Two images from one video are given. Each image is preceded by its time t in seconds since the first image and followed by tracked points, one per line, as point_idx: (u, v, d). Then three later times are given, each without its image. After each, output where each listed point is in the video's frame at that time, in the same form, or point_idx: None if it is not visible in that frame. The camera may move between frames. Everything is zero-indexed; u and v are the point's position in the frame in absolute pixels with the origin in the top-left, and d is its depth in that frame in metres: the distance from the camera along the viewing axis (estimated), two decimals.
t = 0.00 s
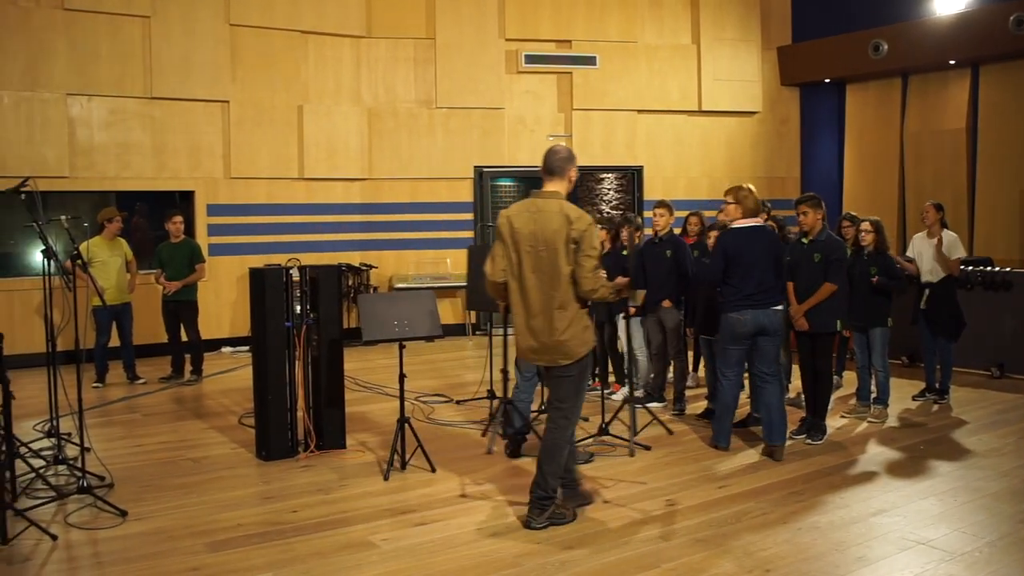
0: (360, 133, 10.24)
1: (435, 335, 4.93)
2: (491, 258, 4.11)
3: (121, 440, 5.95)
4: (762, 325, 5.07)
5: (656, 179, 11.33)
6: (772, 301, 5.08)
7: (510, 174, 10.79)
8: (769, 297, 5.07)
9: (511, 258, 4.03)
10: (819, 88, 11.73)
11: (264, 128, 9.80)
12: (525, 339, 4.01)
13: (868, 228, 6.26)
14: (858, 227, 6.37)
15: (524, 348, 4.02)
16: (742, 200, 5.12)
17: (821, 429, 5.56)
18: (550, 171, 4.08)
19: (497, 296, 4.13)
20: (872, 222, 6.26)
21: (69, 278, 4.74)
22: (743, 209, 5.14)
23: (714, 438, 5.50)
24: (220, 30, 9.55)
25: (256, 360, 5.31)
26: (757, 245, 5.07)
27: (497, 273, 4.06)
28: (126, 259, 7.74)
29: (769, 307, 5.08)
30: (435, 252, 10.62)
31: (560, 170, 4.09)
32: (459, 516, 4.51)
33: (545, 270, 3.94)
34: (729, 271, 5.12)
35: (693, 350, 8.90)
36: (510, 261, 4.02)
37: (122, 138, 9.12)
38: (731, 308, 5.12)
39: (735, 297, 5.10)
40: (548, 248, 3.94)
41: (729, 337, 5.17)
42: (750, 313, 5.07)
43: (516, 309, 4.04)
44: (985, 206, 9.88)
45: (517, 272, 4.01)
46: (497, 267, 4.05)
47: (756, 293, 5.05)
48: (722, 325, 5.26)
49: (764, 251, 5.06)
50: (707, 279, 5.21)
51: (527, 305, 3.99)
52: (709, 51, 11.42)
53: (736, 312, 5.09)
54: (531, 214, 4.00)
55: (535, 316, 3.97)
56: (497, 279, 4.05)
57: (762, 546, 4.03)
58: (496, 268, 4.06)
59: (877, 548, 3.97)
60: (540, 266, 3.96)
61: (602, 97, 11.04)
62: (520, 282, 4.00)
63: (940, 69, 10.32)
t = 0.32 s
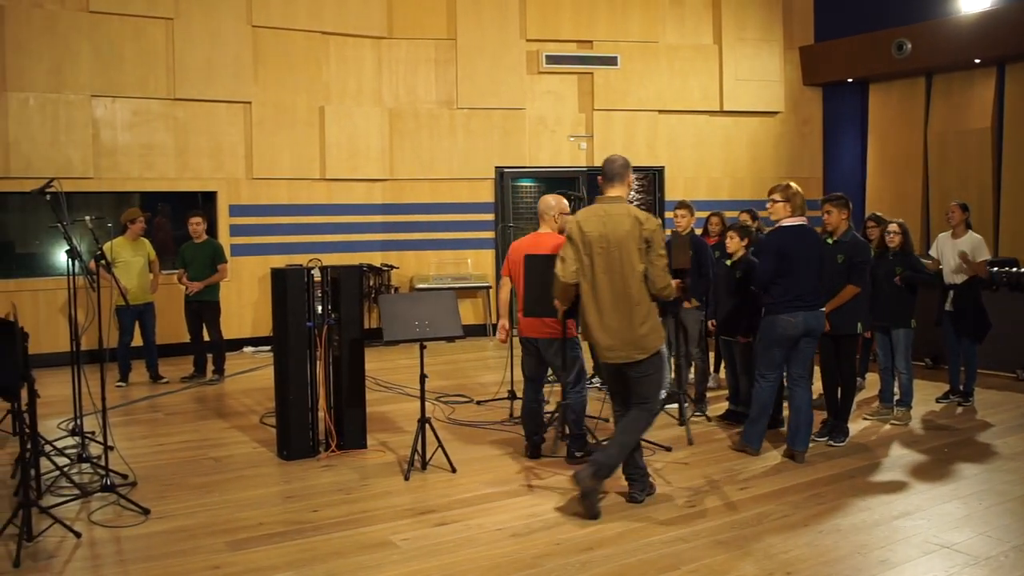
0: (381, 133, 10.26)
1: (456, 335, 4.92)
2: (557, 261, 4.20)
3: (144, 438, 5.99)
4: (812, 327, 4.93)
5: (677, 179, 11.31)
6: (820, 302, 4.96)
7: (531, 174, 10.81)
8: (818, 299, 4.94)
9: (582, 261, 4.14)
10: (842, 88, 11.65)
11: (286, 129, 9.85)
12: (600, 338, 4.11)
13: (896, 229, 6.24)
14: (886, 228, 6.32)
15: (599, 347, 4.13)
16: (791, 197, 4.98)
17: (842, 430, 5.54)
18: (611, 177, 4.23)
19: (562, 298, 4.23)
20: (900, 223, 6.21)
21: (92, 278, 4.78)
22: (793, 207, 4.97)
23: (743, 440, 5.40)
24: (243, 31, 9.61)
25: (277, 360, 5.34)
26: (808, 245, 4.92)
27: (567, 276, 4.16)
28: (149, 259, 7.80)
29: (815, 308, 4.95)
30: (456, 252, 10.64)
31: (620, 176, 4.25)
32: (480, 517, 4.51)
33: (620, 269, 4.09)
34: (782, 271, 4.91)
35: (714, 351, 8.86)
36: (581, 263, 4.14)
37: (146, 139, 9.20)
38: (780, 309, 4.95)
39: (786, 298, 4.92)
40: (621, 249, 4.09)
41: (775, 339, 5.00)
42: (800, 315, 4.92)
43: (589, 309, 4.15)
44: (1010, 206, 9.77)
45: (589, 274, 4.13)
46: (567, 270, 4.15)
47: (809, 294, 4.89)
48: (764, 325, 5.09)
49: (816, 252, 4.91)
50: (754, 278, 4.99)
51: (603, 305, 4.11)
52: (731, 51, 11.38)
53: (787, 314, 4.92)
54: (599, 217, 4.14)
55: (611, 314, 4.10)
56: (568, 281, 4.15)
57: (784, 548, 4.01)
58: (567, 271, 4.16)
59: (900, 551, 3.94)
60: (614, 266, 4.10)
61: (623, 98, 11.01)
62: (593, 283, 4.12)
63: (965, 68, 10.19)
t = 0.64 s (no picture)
0: (401, 133, 10.29)
1: (474, 335, 4.91)
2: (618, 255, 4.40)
3: (164, 436, 6.03)
4: (847, 327, 4.84)
5: (696, 178, 11.27)
6: (853, 301, 4.88)
7: (550, 174, 10.81)
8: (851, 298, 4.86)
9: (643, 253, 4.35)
10: (863, 87, 11.57)
11: (306, 128, 9.88)
12: (662, 326, 4.33)
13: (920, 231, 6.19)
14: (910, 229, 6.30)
15: (661, 335, 4.34)
16: (825, 195, 4.90)
17: (863, 430, 5.48)
18: (665, 175, 4.48)
19: (621, 290, 4.43)
20: (926, 224, 6.20)
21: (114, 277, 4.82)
22: (827, 204, 4.90)
23: (813, 447, 5.02)
24: (263, 31, 9.65)
25: (296, 358, 5.36)
26: (844, 243, 4.83)
27: (629, 268, 4.36)
28: (170, 258, 7.85)
29: (849, 308, 4.86)
30: (475, 252, 10.64)
31: (671, 175, 4.50)
32: (498, 516, 4.52)
33: (681, 260, 4.34)
34: (818, 269, 4.80)
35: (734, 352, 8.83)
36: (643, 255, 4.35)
37: (167, 139, 9.26)
38: (816, 308, 4.81)
39: (823, 296, 4.79)
40: (682, 241, 4.35)
41: (811, 339, 4.84)
42: (836, 314, 4.81)
43: (650, 299, 4.37)
44: None
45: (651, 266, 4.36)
46: (629, 262, 4.35)
47: (844, 293, 4.81)
48: (797, 326, 4.92)
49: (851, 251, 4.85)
50: (788, 276, 4.87)
51: (665, 294, 4.34)
52: (751, 50, 11.34)
53: (825, 312, 4.79)
54: (657, 212, 4.40)
55: (673, 303, 4.34)
56: (630, 273, 4.36)
57: (804, 549, 3.98)
58: (628, 263, 4.36)
59: (921, 553, 3.91)
60: (676, 257, 4.34)
61: (642, 97, 10.98)
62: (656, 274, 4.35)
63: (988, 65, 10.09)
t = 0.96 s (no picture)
0: (420, 133, 10.31)
1: (494, 334, 4.92)
2: (680, 251, 4.54)
3: (185, 435, 6.07)
4: (886, 330, 4.76)
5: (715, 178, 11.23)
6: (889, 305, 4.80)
7: (568, 174, 10.81)
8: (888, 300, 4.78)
9: (705, 250, 4.50)
10: (883, 85, 11.49)
11: (326, 128, 9.91)
12: (721, 321, 4.49)
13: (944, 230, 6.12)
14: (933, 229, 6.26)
15: (720, 330, 4.50)
16: (855, 198, 4.81)
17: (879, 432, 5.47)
18: (720, 176, 4.66)
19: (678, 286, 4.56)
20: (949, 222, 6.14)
21: (135, 277, 4.85)
22: (857, 208, 4.81)
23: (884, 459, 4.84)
24: (282, 32, 9.69)
25: (316, 358, 5.38)
26: (879, 244, 4.74)
27: (691, 264, 4.50)
28: (191, 257, 7.90)
29: (885, 312, 4.78)
30: (493, 252, 10.65)
31: (725, 178, 4.69)
32: (516, 516, 4.51)
33: (740, 258, 4.52)
34: (854, 272, 4.72)
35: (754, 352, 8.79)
36: (704, 252, 4.50)
37: (187, 140, 9.32)
38: (856, 313, 4.71)
39: (863, 300, 4.70)
40: (740, 240, 4.55)
41: (852, 346, 4.75)
42: (875, 318, 4.72)
43: (708, 295, 4.53)
44: None
45: (711, 262, 4.51)
46: (691, 258, 4.50)
47: (881, 297, 4.72)
48: (836, 332, 4.82)
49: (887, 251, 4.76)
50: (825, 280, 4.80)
51: (725, 290, 4.51)
52: (770, 49, 11.29)
53: (865, 317, 4.70)
54: (716, 210, 4.58)
55: (732, 299, 4.51)
56: (691, 268, 4.50)
57: (823, 551, 3.96)
58: (690, 259, 4.51)
59: (943, 556, 3.88)
60: (735, 254, 4.51)
61: (661, 96, 10.95)
62: (716, 270, 4.51)
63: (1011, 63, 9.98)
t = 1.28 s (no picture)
0: (437, 132, 10.32)
1: (511, 334, 4.92)
2: (715, 252, 4.63)
3: (203, 434, 6.10)
4: (931, 336, 4.57)
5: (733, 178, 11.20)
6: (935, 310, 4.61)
7: (586, 174, 10.80)
8: (934, 305, 4.59)
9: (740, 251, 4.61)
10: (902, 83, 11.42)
11: (343, 128, 9.94)
12: (760, 319, 4.58)
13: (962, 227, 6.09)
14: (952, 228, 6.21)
15: (759, 327, 4.59)
16: (889, 199, 4.71)
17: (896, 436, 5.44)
18: (743, 180, 4.79)
19: (716, 287, 4.65)
20: (967, 222, 6.09)
21: (154, 276, 4.88)
22: (894, 210, 4.70)
23: (907, 470, 4.77)
24: (300, 32, 9.72)
25: (333, 358, 5.40)
26: (922, 246, 4.59)
27: (727, 264, 4.60)
28: (210, 257, 7.96)
29: (931, 317, 4.60)
30: (510, 252, 10.65)
31: (747, 182, 4.83)
32: (533, 516, 4.51)
33: (773, 258, 4.66)
34: (896, 274, 4.57)
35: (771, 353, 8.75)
36: (740, 252, 4.61)
37: (206, 140, 9.37)
38: (899, 317, 4.55)
39: (906, 304, 4.53)
40: (770, 240, 4.68)
41: (894, 351, 4.56)
42: (919, 324, 4.54)
43: (745, 294, 4.63)
44: None
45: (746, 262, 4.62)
46: (728, 258, 4.60)
47: (925, 301, 4.54)
48: (877, 338, 4.65)
49: (930, 253, 4.59)
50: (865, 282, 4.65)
51: (762, 288, 4.62)
52: (789, 48, 11.23)
53: (907, 321, 4.53)
54: (745, 212, 4.71)
55: (768, 297, 4.62)
56: (729, 268, 4.60)
57: (841, 553, 3.94)
58: (725, 259, 4.61)
59: (962, 559, 3.84)
60: (769, 254, 4.65)
61: (678, 96, 10.92)
62: (753, 271, 4.62)
63: None
